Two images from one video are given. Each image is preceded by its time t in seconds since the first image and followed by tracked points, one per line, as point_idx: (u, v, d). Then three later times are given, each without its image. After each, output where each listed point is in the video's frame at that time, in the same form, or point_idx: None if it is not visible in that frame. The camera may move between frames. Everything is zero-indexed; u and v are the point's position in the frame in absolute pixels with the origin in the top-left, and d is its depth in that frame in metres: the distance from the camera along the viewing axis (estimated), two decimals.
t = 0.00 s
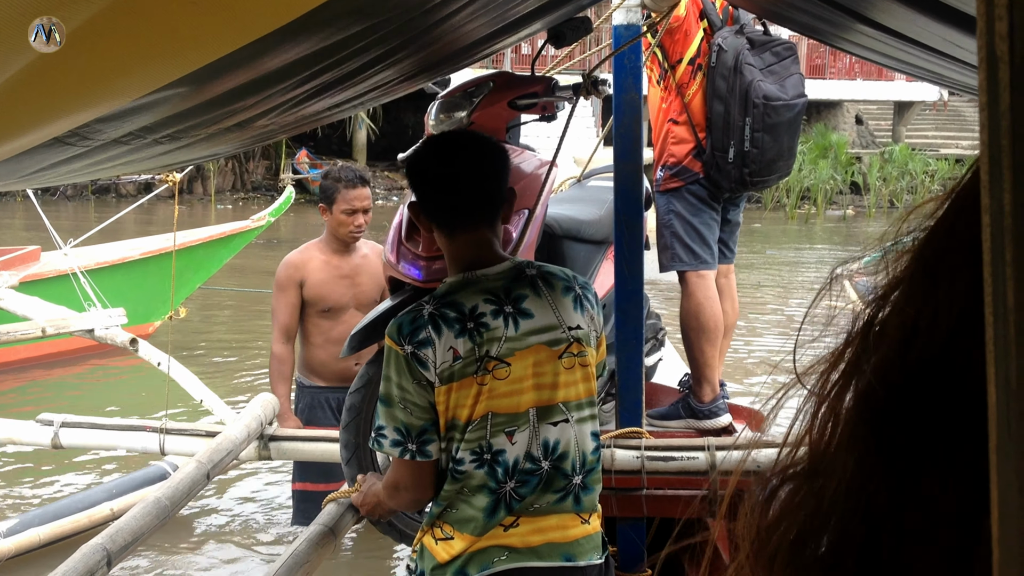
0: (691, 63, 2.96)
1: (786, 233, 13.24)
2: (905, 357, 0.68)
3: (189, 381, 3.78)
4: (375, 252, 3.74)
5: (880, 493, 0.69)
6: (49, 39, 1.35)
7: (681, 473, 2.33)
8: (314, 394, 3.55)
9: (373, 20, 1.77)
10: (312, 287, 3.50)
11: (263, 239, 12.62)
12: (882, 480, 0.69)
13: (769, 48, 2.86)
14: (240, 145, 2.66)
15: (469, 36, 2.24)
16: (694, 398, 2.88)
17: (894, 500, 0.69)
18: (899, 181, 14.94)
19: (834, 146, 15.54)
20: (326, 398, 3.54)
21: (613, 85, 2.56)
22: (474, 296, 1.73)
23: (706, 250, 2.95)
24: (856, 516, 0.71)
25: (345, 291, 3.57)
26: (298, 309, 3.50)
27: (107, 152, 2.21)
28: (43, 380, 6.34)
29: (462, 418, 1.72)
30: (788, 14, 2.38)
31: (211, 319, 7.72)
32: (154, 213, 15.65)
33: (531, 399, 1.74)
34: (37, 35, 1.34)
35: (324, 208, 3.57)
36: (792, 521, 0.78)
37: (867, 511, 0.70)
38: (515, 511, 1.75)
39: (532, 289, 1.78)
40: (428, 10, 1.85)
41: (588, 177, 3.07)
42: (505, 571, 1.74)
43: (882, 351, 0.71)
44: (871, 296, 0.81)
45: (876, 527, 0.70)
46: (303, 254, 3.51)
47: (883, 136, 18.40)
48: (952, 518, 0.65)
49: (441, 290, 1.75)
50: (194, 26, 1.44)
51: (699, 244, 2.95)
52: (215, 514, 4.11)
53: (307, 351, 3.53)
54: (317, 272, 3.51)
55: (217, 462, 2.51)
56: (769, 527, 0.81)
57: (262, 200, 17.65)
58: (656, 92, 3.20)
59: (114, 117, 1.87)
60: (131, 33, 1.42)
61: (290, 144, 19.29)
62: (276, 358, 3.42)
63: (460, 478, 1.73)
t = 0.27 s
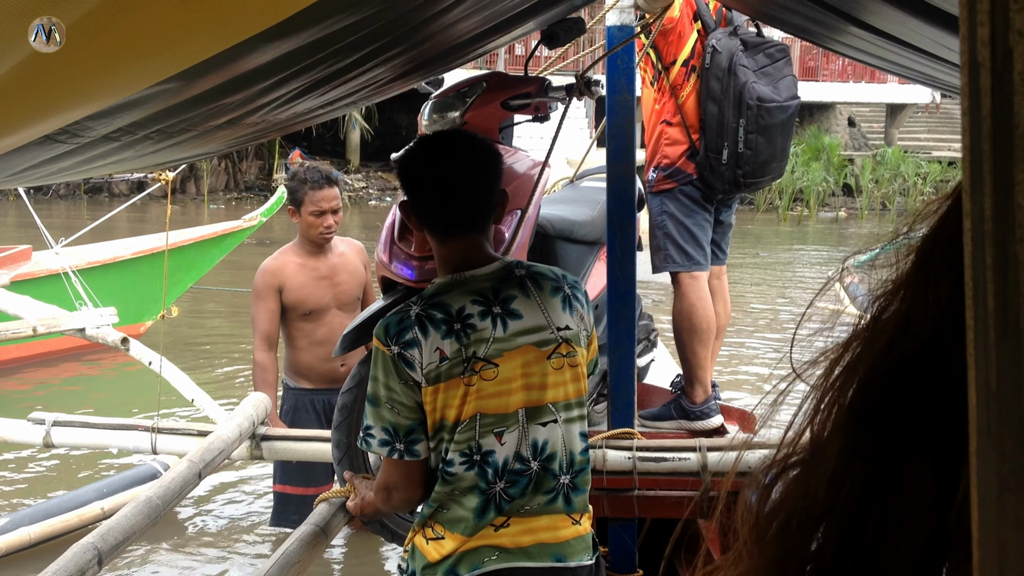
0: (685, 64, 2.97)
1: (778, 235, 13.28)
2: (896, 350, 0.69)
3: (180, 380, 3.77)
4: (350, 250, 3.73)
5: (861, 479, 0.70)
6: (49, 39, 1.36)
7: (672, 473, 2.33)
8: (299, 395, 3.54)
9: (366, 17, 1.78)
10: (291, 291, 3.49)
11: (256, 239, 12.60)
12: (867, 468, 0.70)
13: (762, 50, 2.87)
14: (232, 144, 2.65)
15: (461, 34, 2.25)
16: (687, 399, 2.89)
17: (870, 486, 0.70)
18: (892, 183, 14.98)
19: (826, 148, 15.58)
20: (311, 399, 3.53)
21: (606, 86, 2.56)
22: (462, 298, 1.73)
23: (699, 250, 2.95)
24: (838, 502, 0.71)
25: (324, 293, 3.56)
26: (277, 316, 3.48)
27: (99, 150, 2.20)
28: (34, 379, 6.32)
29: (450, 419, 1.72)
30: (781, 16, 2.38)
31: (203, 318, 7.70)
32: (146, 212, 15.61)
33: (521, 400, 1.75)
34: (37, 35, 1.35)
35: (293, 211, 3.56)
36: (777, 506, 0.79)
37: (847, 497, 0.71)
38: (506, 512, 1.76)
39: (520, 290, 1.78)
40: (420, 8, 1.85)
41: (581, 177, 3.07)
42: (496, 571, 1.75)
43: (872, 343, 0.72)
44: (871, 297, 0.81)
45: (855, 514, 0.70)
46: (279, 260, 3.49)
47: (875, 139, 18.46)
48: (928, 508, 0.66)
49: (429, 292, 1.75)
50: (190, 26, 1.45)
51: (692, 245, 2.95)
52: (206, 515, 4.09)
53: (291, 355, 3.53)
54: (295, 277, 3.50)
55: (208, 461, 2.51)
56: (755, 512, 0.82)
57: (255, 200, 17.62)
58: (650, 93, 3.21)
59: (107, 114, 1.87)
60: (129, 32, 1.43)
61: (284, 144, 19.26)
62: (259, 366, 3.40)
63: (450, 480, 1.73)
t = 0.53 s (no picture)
0: (681, 64, 2.97)
1: (775, 234, 13.31)
2: (886, 345, 0.69)
3: (175, 378, 3.78)
4: (346, 251, 3.69)
5: (844, 474, 0.71)
6: (49, 39, 1.38)
7: (667, 472, 2.33)
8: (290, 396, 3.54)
9: (361, 14, 1.78)
10: (278, 294, 3.51)
11: (252, 238, 12.59)
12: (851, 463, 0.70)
13: (757, 50, 2.88)
14: (228, 142, 2.65)
15: (457, 31, 2.25)
16: (682, 398, 2.90)
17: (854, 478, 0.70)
18: (888, 183, 15.00)
19: (823, 149, 15.61)
20: (301, 400, 3.53)
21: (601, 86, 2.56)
22: (458, 298, 1.73)
23: (694, 250, 2.95)
24: (824, 496, 0.72)
25: (311, 295, 3.56)
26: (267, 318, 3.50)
27: (95, 147, 2.20)
28: (31, 376, 6.32)
29: (447, 420, 1.72)
30: (775, 15, 2.39)
31: (198, 316, 7.70)
32: (142, 210, 15.59)
33: (517, 400, 1.75)
34: (37, 35, 1.36)
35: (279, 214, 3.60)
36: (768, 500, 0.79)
37: (833, 490, 0.71)
38: (500, 510, 1.77)
39: (517, 291, 1.78)
40: (415, 6, 1.86)
41: (577, 176, 3.08)
42: (490, 569, 1.76)
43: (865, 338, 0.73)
44: (869, 297, 0.82)
45: (839, 506, 0.71)
46: (266, 263, 3.53)
47: (872, 140, 18.47)
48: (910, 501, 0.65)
49: (424, 292, 1.75)
50: (188, 26, 1.46)
51: (687, 244, 2.95)
52: (201, 513, 4.10)
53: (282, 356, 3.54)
54: (282, 279, 3.51)
55: (203, 459, 2.51)
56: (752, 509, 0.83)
57: (251, 198, 17.60)
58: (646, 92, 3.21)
59: (102, 112, 1.88)
60: (128, 32, 1.45)
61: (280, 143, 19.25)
62: (250, 368, 3.43)
63: (446, 479, 1.73)
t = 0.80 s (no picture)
0: (684, 66, 2.99)
1: (778, 237, 13.30)
2: (887, 345, 0.70)
3: (180, 381, 3.78)
4: (354, 256, 3.69)
5: (844, 475, 0.71)
6: (49, 39, 1.38)
7: (671, 474, 2.33)
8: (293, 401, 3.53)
9: (365, 19, 1.79)
10: (280, 295, 3.53)
11: (256, 240, 12.61)
12: (851, 464, 0.71)
13: (761, 52, 2.88)
14: (232, 145, 2.66)
15: (461, 35, 2.25)
16: (686, 401, 2.89)
17: (854, 475, 0.70)
18: (892, 186, 14.98)
19: (827, 151, 15.59)
20: (302, 404, 3.52)
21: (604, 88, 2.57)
22: (462, 300, 1.73)
23: (698, 252, 2.95)
24: (824, 497, 0.72)
25: (314, 298, 3.57)
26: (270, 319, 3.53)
27: (101, 151, 2.21)
28: (36, 378, 6.34)
29: (454, 421, 1.72)
30: (778, 18, 2.38)
31: (203, 319, 7.71)
32: (147, 213, 15.63)
33: (521, 401, 1.76)
34: (37, 35, 1.37)
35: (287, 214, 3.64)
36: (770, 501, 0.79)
37: (834, 488, 0.72)
38: (504, 512, 1.77)
39: (519, 292, 1.79)
40: (419, 10, 1.86)
41: (581, 179, 3.08)
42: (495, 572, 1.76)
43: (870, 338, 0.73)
44: (874, 298, 0.82)
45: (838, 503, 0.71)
46: (271, 263, 3.56)
47: (876, 142, 18.45)
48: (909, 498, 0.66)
49: (429, 295, 1.75)
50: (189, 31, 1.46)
51: (691, 247, 2.95)
52: (206, 515, 4.11)
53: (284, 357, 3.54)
54: (285, 280, 3.54)
55: (209, 461, 2.51)
56: (758, 509, 0.83)
57: (255, 201, 17.64)
58: (650, 94, 3.21)
59: (106, 117, 1.89)
60: (130, 37, 1.45)
61: (284, 145, 19.28)
62: (249, 367, 3.45)
63: (450, 481, 1.73)
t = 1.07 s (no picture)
0: (696, 74, 2.97)
1: (788, 244, 13.27)
2: (897, 353, 0.69)
3: (190, 386, 3.79)
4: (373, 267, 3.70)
5: (854, 486, 0.70)
6: (49, 39, 1.32)
7: (680, 482, 2.32)
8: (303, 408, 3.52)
9: (378, 26, 1.79)
10: (295, 299, 3.56)
11: (266, 245, 12.65)
12: (861, 474, 0.70)
13: (773, 61, 2.88)
14: (245, 151, 2.67)
15: (473, 42, 2.25)
16: (695, 409, 2.88)
17: (861, 483, 0.70)
18: (902, 194, 14.91)
19: (836, 158, 15.56)
20: (311, 411, 3.51)
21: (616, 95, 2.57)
22: (471, 305, 1.74)
23: (709, 260, 2.95)
24: (834, 507, 0.72)
25: (329, 303, 3.58)
26: (284, 324, 3.55)
27: (115, 158, 2.23)
28: (46, 383, 6.35)
29: (461, 426, 1.71)
30: (791, 26, 2.37)
31: (212, 323, 7.74)
32: (157, 218, 15.70)
33: (528, 406, 1.76)
34: (37, 35, 1.30)
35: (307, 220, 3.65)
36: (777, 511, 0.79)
37: (841, 496, 0.71)
38: (512, 519, 1.77)
39: (526, 297, 1.80)
40: (431, 17, 1.86)
41: (591, 186, 3.08)
42: None
43: (877, 346, 0.72)
44: (880, 305, 0.82)
45: (845, 511, 0.70)
46: (288, 267, 3.59)
47: (886, 150, 18.39)
48: (916, 507, 0.65)
49: (438, 300, 1.74)
50: (195, 23, 1.41)
51: (702, 254, 2.95)
52: (215, 521, 4.11)
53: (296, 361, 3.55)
54: (299, 285, 3.56)
55: (219, 466, 2.51)
56: (762, 517, 0.84)
57: (264, 207, 17.70)
58: (661, 101, 3.21)
59: (116, 123, 1.88)
60: (133, 33, 1.40)
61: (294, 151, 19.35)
62: (260, 370, 3.46)
63: (458, 486, 1.73)
